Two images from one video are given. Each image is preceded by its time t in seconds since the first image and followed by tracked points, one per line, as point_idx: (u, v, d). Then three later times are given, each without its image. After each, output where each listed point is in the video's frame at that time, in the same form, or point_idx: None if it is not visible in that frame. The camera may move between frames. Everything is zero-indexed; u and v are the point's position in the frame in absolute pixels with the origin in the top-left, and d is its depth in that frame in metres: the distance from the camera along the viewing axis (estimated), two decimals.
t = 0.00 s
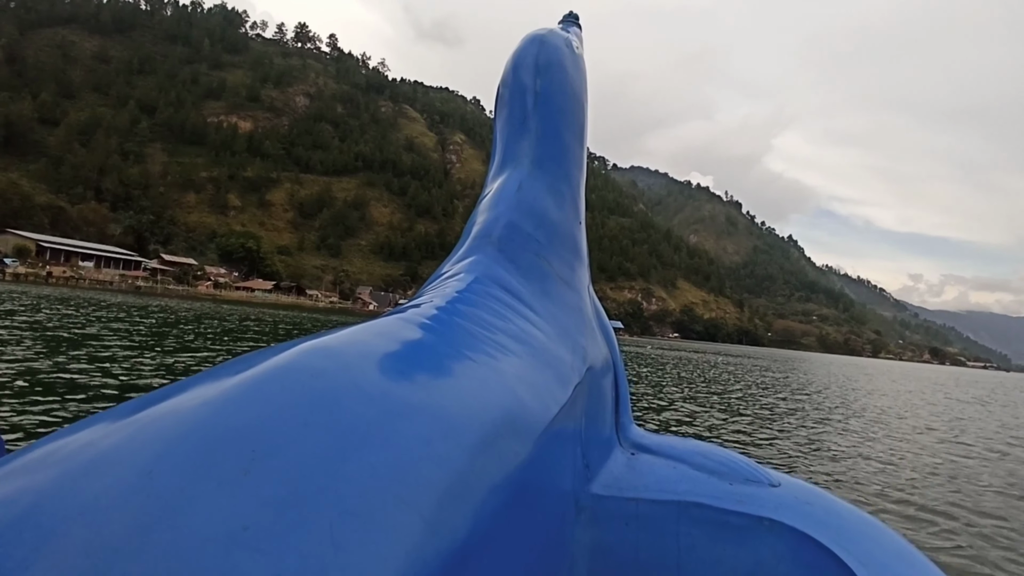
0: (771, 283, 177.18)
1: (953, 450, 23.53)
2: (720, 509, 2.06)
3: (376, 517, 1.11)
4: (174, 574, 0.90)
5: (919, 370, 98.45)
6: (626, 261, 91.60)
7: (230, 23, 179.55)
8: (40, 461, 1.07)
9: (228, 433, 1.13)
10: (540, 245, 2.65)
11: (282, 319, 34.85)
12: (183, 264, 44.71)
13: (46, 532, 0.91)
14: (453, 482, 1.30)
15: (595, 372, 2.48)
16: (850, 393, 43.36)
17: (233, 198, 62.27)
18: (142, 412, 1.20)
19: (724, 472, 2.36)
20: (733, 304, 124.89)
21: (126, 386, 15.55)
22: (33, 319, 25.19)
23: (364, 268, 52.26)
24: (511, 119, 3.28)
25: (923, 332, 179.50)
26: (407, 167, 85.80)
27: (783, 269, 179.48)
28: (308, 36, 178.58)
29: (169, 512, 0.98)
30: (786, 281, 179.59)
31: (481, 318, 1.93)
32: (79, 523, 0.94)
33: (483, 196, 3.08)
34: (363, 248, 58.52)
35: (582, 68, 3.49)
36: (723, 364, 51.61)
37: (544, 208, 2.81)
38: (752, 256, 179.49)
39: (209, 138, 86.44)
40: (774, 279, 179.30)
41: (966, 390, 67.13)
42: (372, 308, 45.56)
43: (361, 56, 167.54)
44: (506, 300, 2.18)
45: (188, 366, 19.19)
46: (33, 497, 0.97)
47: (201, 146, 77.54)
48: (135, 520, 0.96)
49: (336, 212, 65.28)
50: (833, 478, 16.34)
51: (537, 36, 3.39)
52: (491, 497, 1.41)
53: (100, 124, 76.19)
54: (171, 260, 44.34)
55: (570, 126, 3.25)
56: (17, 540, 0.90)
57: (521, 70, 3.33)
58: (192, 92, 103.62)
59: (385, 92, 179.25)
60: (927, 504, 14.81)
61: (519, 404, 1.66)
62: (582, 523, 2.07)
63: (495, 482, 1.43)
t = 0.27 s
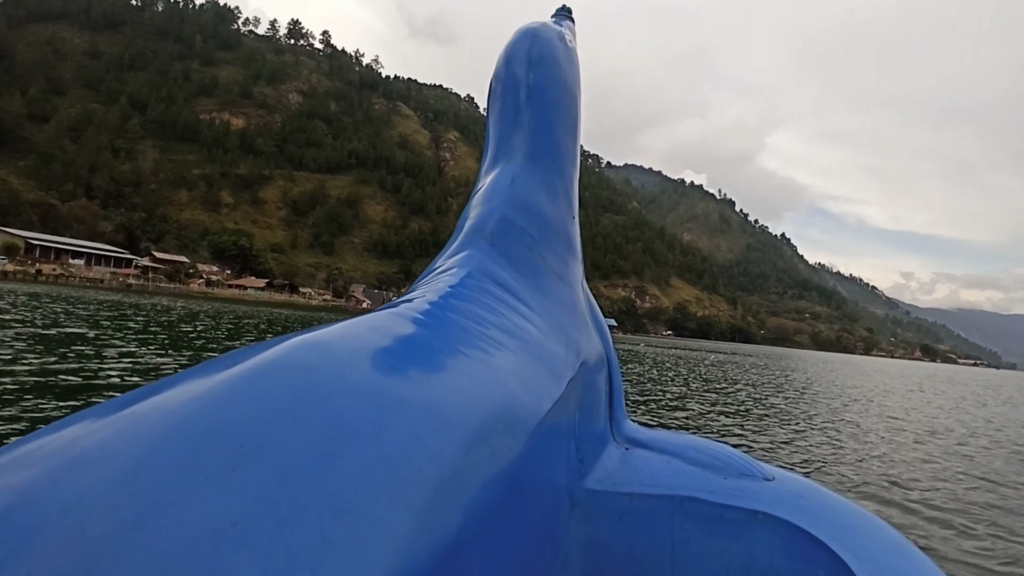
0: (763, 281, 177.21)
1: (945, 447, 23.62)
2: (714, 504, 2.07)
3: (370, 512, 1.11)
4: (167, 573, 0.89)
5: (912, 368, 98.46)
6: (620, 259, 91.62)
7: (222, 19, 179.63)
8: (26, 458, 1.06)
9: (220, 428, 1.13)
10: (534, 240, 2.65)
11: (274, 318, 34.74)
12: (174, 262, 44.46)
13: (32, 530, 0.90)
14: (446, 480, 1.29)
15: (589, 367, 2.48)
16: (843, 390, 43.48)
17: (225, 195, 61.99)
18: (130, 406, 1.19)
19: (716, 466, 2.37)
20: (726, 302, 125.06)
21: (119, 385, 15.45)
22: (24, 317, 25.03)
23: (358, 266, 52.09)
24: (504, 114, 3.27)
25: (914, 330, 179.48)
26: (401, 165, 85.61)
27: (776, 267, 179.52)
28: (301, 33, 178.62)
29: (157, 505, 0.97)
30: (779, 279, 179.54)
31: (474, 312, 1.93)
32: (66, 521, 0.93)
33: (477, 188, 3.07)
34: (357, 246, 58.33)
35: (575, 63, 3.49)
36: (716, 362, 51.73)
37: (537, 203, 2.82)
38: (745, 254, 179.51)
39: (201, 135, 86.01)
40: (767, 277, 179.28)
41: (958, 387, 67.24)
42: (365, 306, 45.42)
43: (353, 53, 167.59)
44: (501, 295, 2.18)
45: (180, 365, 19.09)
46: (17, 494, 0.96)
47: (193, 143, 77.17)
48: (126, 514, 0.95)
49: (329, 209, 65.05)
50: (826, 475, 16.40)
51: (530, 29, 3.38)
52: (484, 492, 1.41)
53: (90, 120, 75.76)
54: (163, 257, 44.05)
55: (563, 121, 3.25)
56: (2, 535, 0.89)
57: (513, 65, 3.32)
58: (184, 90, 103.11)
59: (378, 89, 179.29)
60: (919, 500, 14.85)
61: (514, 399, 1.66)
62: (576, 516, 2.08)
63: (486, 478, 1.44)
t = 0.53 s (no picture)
0: (758, 275, 177.25)
1: (938, 440, 23.73)
2: (709, 495, 2.08)
3: (364, 507, 1.10)
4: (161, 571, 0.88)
5: (907, 362, 98.46)
6: (615, 253, 91.63)
7: (216, 11, 179.38)
8: (18, 447, 1.05)
9: (215, 419, 1.13)
10: (530, 233, 2.63)
11: (268, 313, 34.69)
12: (168, 256, 44.30)
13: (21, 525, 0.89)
14: (441, 468, 1.29)
15: (586, 360, 2.48)
16: (837, 384, 43.63)
17: (218, 189, 61.74)
18: (122, 400, 1.18)
19: (713, 457, 2.37)
20: (721, 296, 125.13)
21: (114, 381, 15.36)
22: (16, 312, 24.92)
23: (352, 260, 51.97)
24: (501, 104, 3.26)
25: (907, 324, 179.56)
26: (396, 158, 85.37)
27: (770, 261, 179.56)
28: (295, 26, 178.42)
29: (149, 501, 0.96)
30: (774, 273, 179.59)
31: (471, 303, 1.92)
32: (65, 511, 0.92)
33: (474, 181, 3.06)
34: (351, 240, 58.15)
35: (572, 54, 3.47)
36: (712, 356, 51.88)
37: (533, 195, 2.81)
38: (740, 248, 179.54)
39: (194, 128, 85.59)
40: (761, 271, 179.36)
41: (952, 381, 67.34)
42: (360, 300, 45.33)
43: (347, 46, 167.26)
44: (497, 287, 2.17)
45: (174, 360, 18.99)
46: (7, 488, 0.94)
47: (186, 137, 76.83)
48: (119, 506, 0.95)
49: (324, 203, 64.82)
50: (819, 467, 16.46)
51: (527, 20, 3.35)
52: (481, 484, 1.41)
53: (82, 114, 75.35)
54: (156, 252, 43.89)
55: (559, 113, 3.23)
56: None
57: (510, 56, 3.30)
58: (177, 82, 102.56)
59: (373, 82, 179.12)
60: (912, 493, 14.90)
61: (509, 392, 1.66)
62: (573, 509, 2.09)
63: (482, 470, 1.43)
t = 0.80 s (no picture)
0: (758, 274, 177.14)
1: (938, 439, 23.75)
2: (715, 493, 2.09)
3: (373, 495, 1.12)
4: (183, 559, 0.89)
5: (907, 361, 98.40)
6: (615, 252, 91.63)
7: (215, 10, 179.47)
8: (34, 442, 1.06)
9: (230, 415, 1.12)
10: (535, 230, 2.64)
11: (268, 312, 34.70)
12: (167, 256, 44.24)
13: (46, 517, 0.91)
14: (450, 464, 1.29)
15: (592, 356, 2.48)
16: (837, 383, 43.68)
17: (218, 188, 61.69)
18: (139, 393, 1.19)
19: (719, 456, 2.37)
20: (721, 295, 125.13)
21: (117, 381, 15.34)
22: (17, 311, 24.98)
23: (352, 259, 51.94)
24: (506, 103, 3.26)
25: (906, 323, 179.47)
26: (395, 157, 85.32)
27: (770, 260, 179.47)
28: (294, 24, 178.56)
29: (165, 489, 0.97)
30: (773, 272, 179.52)
31: (478, 301, 1.93)
32: (75, 503, 0.93)
33: (479, 179, 3.07)
34: (351, 240, 58.09)
35: (577, 54, 3.47)
36: (712, 355, 51.90)
37: (539, 192, 2.81)
38: (740, 247, 179.50)
39: (194, 128, 85.53)
40: (761, 270, 179.30)
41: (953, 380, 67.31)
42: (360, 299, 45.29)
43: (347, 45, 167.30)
44: (503, 284, 2.18)
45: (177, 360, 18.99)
46: (30, 483, 0.96)
47: (185, 136, 76.74)
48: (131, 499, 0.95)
49: (323, 202, 64.77)
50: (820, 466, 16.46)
51: (532, 19, 3.36)
52: (490, 479, 1.41)
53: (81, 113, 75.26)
54: (155, 251, 43.84)
55: (564, 111, 3.24)
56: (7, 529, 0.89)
57: (516, 55, 3.31)
58: (176, 82, 102.52)
59: (372, 81, 179.20)
60: (912, 492, 14.90)
61: (516, 387, 1.66)
62: (579, 505, 2.10)
63: (492, 464, 1.44)
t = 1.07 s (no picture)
0: (757, 270, 177.17)
1: (938, 435, 23.80)
2: (714, 493, 2.09)
3: (374, 499, 1.12)
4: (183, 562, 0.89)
5: (907, 356, 98.46)
6: (615, 248, 91.67)
7: (214, 5, 179.28)
8: (34, 446, 1.06)
9: (231, 416, 1.13)
10: (536, 230, 2.64)
11: (268, 308, 34.74)
12: (166, 252, 44.21)
13: (48, 519, 0.91)
14: (451, 464, 1.30)
15: (592, 356, 2.48)
16: (837, 379, 43.73)
17: (217, 184, 61.64)
18: (140, 395, 1.19)
19: (719, 455, 2.38)
20: (721, 291, 125.25)
21: (120, 378, 15.35)
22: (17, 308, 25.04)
23: (352, 255, 51.95)
24: (507, 102, 3.25)
25: (906, 318, 179.58)
26: (395, 153, 85.29)
27: (770, 256, 179.45)
28: (293, 20, 178.34)
29: (166, 492, 0.97)
30: (773, 268, 179.54)
31: (479, 303, 1.93)
32: (73, 501, 0.93)
33: (480, 179, 3.07)
34: (350, 236, 58.10)
35: (578, 54, 3.47)
36: (712, 351, 51.99)
37: (540, 192, 2.80)
38: (739, 243, 179.50)
39: (193, 124, 85.44)
40: (761, 266, 179.30)
41: (952, 376, 67.41)
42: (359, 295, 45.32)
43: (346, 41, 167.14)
44: (503, 284, 2.17)
45: (178, 356, 19.02)
46: (29, 486, 0.96)
47: (184, 132, 76.64)
48: (133, 499, 0.96)
49: (323, 198, 64.74)
50: (820, 463, 16.51)
51: (533, 18, 3.35)
52: (491, 481, 1.41)
53: (80, 108, 75.14)
54: (155, 247, 43.81)
55: (565, 110, 3.23)
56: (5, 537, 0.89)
57: (517, 54, 3.31)
58: (175, 77, 102.40)
59: (372, 77, 179.07)
60: (911, 489, 14.96)
61: (517, 387, 1.67)
62: (578, 506, 2.10)
63: (492, 467, 1.44)
